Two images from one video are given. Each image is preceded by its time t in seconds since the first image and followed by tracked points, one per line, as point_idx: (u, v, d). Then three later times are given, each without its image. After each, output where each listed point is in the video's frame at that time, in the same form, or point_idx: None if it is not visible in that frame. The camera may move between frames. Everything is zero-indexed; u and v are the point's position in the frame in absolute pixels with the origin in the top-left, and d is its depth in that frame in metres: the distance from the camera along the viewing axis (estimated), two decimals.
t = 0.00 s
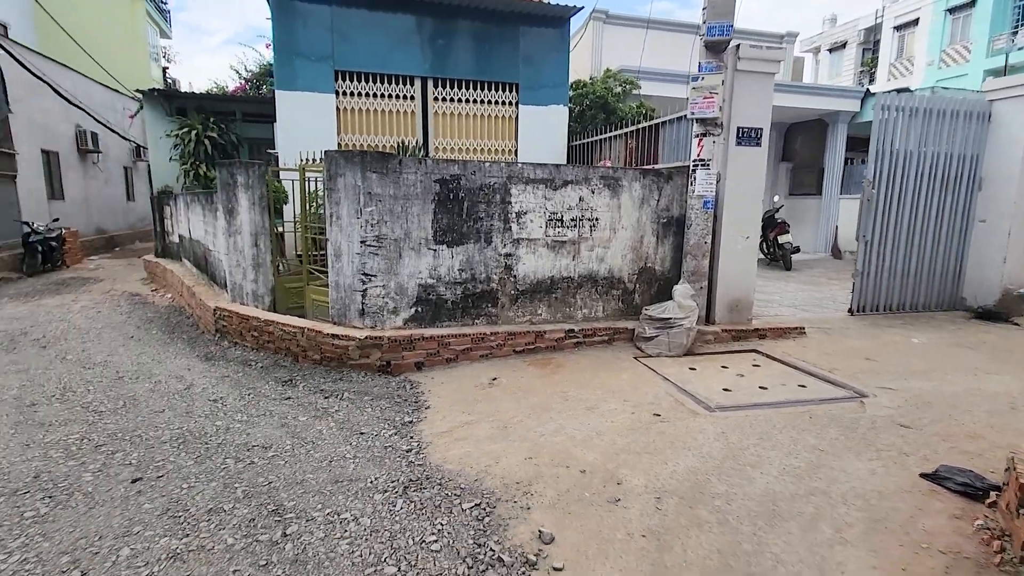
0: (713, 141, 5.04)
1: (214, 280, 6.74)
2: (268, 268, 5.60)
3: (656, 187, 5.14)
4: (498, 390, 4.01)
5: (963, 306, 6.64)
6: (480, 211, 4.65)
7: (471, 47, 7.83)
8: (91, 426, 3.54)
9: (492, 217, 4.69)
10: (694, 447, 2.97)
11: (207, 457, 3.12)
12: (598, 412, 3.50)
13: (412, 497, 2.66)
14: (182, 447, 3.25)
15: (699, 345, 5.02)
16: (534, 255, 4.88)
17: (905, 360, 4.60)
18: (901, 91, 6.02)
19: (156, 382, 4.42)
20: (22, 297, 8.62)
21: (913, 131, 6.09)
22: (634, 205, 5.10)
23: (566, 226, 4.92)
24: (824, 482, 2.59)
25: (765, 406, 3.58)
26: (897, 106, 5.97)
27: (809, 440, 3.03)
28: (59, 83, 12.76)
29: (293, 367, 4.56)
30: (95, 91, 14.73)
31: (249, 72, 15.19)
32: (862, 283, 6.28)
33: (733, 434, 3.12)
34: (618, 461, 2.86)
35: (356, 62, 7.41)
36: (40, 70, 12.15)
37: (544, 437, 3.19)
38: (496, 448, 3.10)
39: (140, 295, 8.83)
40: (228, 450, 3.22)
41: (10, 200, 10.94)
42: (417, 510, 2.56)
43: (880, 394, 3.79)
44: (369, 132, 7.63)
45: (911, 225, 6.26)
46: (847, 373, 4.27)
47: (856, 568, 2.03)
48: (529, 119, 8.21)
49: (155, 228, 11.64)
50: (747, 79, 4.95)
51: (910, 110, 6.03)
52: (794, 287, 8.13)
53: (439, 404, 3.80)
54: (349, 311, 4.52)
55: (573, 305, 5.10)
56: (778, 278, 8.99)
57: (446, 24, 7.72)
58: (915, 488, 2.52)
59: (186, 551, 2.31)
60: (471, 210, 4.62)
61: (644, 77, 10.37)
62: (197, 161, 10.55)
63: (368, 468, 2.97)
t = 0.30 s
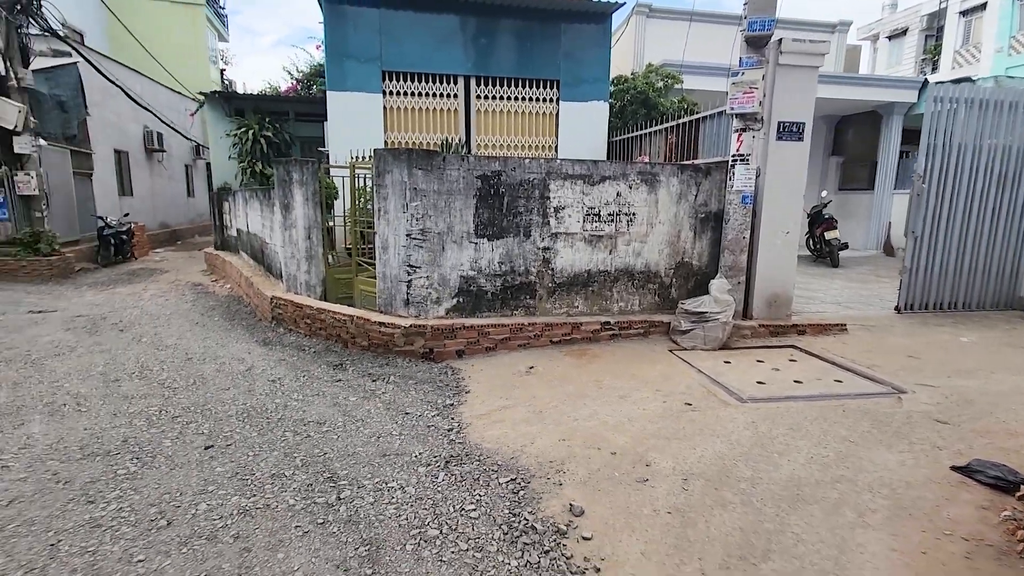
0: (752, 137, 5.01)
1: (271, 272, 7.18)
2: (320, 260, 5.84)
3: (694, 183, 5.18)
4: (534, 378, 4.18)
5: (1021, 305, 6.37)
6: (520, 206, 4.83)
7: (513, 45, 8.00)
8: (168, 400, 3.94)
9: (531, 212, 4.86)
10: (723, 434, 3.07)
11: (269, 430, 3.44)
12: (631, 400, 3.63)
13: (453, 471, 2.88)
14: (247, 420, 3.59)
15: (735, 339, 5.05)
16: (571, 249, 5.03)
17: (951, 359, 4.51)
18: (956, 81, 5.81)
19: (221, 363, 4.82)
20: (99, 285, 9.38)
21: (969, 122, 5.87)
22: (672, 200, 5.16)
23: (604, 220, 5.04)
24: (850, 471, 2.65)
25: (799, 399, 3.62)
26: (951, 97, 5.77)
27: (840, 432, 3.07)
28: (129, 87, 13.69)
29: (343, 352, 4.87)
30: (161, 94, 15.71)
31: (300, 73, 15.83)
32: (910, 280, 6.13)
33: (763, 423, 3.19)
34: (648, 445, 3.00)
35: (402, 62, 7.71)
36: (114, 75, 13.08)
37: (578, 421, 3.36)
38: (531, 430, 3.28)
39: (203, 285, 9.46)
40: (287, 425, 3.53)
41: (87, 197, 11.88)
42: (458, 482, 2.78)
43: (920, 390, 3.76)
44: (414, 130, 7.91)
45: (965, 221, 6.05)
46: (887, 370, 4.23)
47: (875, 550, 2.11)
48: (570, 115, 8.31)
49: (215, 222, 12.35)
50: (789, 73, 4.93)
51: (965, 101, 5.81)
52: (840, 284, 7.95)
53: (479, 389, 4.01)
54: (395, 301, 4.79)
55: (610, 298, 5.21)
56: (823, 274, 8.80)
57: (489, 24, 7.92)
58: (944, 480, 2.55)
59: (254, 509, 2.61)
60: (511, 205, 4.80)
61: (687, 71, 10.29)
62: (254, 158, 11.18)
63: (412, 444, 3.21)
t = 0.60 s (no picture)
0: (798, 130, 5.01)
1: (323, 263, 7.56)
2: (369, 252, 6.12)
3: (737, 177, 5.19)
4: (575, 366, 4.34)
5: None
6: (563, 200, 4.97)
7: (556, 42, 8.11)
8: (237, 379, 4.29)
9: (574, 206, 4.99)
10: (761, 423, 3.14)
11: (329, 408, 3.73)
12: (671, 389, 3.74)
13: (499, 448, 3.08)
14: (309, 399, 3.88)
15: (777, 333, 5.05)
16: (613, 242, 5.14)
17: (1006, 357, 4.39)
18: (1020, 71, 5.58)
19: (281, 348, 5.17)
20: (166, 275, 10.06)
21: None
22: (714, 194, 5.19)
23: (645, 215, 5.12)
24: (889, 460, 2.70)
25: (841, 392, 3.65)
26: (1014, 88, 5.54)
27: (881, 424, 3.10)
28: (191, 88, 14.48)
29: (392, 339, 5.14)
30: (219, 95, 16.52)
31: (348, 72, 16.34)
32: (965, 277, 5.94)
33: (803, 414, 3.25)
34: (686, 431, 3.11)
35: (448, 61, 7.94)
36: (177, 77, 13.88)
37: (618, 408, 3.49)
38: (573, 415, 3.44)
39: (259, 276, 10.00)
40: (345, 404, 3.80)
41: (154, 193, 12.69)
42: (504, 459, 2.97)
43: (968, 387, 3.72)
44: (459, 127, 8.13)
45: None
46: (935, 366, 4.18)
47: (909, 534, 2.18)
48: (612, 110, 8.35)
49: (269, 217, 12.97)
50: (837, 66, 4.88)
51: None
52: (891, 282, 7.73)
53: (522, 376, 4.19)
54: (442, 291, 5.01)
55: (650, 291, 5.30)
56: (873, 271, 8.56)
57: (532, 20, 8.04)
58: (985, 472, 2.57)
59: (320, 475, 2.87)
60: (554, 200, 4.95)
61: (732, 64, 10.13)
62: (306, 156, 11.71)
63: (461, 424, 3.42)
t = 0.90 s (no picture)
0: (848, 123, 4.95)
1: (371, 255, 7.87)
2: (416, 245, 6.33)
3: (783, 171, 5.16)
4: (618, 356, 4.45)
5: None
6: (606, 194, 5.07)
7: (598, 36, 8.16)
8: (298, 362, 4.59)
9: (617, 200, 5.08)
10: (805, 413, 3.19)
11: (384, 390, 3.97)
12: (713, 379, 3.81)
13: (546, 431, 3.23)
14: (365, 381, 4.14)
15: (822, 328, 5.03)
16: (655, 236, 5.20)
17: None
18: None
19: (336, 334, 5.47)
20: (223, 266, 10.62)
21: None
22: (759, 188, 5.18)
23: (688, 209, 5.17)
24: (936, 452, 2.72)
25: (887, 386, 3.64)
26: None
27: (928, 417, 3.10)
28: (244, 87, 15.13)
29: (440, 328, 5.37)
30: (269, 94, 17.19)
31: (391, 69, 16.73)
32: None
33: (847, 406, 3.28)
34: (729, 418, 3.19)
35: (491, 57, 8.10)
36: (232, 77, 14.54)
37: (661, 396, 3.58)
38: (615, 401, 3.57)
39: (308, 268, 10.45)
40: (398, 386, 4.03)
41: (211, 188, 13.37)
42: (551, 440, 3.12)
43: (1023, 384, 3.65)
44: (501, 122, 8.28)
45: None
46: (988, 363, 4.10)
47: (953, 520, 2.22)
48: (654, 103, 8.33)
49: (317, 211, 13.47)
50: (890, 57, 4.78)
51: None
52: (945, 277, 7.48)
53: (566, 364, 4.33)
54: (488, 282, 5.19)
55: (692, 284, 5.34)
56: (926, 267, 8.28)
57: (573, 16, 8.12)
58: None
59: (380, 450, 3.10)
60: (597, 193, 5.05)
61: (778, 54, 9.92)
62: (352, 152, 12.11)
63: (509, 407, 3.60)
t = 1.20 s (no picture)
0: (897, 114, 4.83)
1: (412, 248, 8.11)
2: (456, 238, 6.50)
3: (827, 163, 5.10)
4: (656, 347, 4.52)
5: None
6: (646, 187, 5.12)
7: (638, 30, 8.15)
8: (347, 348, 4.83)
9: (656, 193, 5.13)
10: (845, 405, 3.21)
11: (429, 375, 4.16)
12: (751, 371, 3.85)
13: (586, 416, 3.35)
14: (411, 367, 4.34)
15: (866, 323, 4.96)
16: (695, 229, 5.23)
17: None
18: None
19: (381, 322, 5.71)
20: (271, 258, 11.09)
21: None
22: (802, 181, 5.14)
23: (729, 202, 5.17)
24: (980, 445, 2.72)
25: (932, 381, 3.61)
26: None
27: (974, 412, 3.08)
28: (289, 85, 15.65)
29: (480, 318, 5.53)
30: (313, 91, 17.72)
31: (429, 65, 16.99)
32: None
33: (889, 399, 3.28)
34: (767, 409, 3.24)
35: (530, 53, 8.20)
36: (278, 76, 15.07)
37: (699, 386, 3.65)
38: (654, 390, 3.66)
39: (350, 260, 10.80)
40: (443, 372, 4.22)
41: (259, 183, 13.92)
42: (591, 425, 3.24)
43: None
44: (540, 117, 8.36)
45: None
46: None
47: (994, 511, 2.24)
48: (695, 95, 8.26)
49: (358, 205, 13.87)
50: (943, 46, 4.66)
51: None
52: (999, 273, 7.20)
53: (604, 354, 4.43)
54: (528, 274, 5.32)
55: (731, 278, 5.35)
56: (980, 262, 7.97)
57: (612, 9, 8.12)
58: None
59: (429, 430, 3.28)
60: (637, 187, 5.11)
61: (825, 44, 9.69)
62: (393, 147, 12.41)
63: (549, 394, 3.73)
